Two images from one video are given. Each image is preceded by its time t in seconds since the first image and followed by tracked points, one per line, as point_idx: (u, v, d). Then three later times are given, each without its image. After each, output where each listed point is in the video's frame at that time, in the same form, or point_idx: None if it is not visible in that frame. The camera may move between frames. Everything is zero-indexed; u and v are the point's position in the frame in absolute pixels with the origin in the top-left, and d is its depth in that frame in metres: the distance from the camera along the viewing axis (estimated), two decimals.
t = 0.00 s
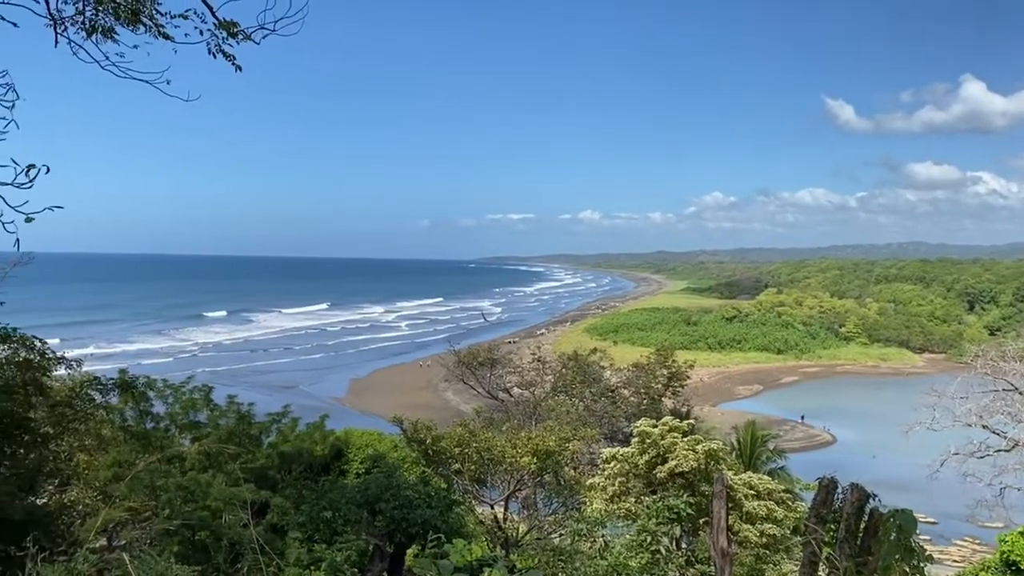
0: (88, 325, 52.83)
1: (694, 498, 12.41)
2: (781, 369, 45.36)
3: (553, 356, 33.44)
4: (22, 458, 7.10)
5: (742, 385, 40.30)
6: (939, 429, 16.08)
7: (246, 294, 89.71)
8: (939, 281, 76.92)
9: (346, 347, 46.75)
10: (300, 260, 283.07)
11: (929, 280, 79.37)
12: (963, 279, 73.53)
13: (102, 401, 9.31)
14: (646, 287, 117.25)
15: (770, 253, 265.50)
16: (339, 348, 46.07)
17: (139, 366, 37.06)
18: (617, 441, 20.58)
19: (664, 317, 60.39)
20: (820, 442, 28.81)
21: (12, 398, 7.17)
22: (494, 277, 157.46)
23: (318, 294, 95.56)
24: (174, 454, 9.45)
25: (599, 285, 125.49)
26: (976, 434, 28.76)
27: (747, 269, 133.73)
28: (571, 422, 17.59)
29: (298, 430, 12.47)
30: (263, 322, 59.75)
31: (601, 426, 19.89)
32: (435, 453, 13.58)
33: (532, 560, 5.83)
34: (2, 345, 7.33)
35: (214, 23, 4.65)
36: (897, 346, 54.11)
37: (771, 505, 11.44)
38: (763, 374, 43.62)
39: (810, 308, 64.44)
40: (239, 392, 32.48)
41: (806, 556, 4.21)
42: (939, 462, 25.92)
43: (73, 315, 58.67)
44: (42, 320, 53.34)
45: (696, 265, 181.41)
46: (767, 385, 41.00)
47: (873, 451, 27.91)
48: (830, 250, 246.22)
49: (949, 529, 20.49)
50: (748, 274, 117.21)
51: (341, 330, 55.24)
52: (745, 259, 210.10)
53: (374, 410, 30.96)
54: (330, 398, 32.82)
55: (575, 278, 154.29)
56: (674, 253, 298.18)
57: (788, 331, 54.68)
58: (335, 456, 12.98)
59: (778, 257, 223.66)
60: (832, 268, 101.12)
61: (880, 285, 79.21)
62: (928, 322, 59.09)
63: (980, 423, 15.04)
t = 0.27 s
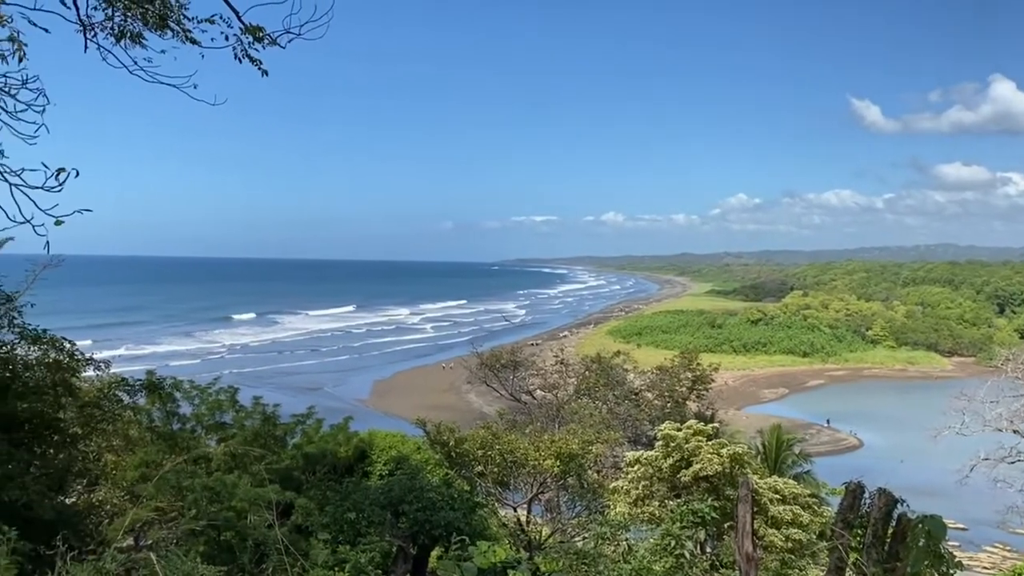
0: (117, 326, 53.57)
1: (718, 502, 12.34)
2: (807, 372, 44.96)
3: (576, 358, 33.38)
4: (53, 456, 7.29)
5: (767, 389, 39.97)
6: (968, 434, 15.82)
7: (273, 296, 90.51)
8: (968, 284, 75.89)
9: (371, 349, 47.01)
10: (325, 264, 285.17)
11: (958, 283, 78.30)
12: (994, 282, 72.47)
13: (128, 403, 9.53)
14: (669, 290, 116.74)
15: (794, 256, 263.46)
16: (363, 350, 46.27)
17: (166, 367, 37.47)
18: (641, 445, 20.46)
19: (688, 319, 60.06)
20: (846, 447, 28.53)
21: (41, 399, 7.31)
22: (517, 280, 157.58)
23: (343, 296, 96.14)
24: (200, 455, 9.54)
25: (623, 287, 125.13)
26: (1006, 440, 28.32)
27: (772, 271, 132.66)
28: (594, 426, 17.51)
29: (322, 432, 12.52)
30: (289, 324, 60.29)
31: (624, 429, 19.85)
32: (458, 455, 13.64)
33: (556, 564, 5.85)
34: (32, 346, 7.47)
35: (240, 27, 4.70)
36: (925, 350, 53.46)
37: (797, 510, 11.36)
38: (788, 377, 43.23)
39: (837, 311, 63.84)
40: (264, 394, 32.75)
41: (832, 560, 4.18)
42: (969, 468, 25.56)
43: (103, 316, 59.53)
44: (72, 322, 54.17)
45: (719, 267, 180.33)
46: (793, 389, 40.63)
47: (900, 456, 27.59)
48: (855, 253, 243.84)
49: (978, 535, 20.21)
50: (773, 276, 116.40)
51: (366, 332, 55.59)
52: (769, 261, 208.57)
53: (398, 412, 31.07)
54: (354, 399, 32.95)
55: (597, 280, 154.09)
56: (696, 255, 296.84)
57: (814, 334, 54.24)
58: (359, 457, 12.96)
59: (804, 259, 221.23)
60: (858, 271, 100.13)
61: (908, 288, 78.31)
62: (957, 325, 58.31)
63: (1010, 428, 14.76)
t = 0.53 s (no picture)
0: (145, 328, 54.28)
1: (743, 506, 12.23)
2: (832, 376, 44.55)
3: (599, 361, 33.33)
4: (80, 456, 7.33)
5: (791, 392, 39.63)
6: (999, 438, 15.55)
7: (298, 298, 91.21)
8: (998, 287, 74.84)
9: (394, 351, 47.28)
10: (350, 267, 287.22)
11: (987, 286, 77.22)
12: None
13: (155, 404, 9.63)
14: (693, 292, 116.01)
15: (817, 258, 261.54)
16: (387, 352, 46.57)
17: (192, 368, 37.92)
18: (664, 448, 20.35)
19: (712, 322, 59.74)
20: (872, 451, 28.24)
21: (70, 399, 7.38)
22: (540, 282, 157.81)
23: (367, 298, 96.70)
24: (225, 456, 9.64)
25: (647, 290, 124.60)
26: None
27: (797, 274, 131.43)
28: (617, 429, 17.46)
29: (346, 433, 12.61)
30: (313, 326, 60.85)
31: (647, 432, 19.80)
32: (480, 457, 13.68)
33: (579, 568, 5.91)
34: (61, 348, 7.59)
35: (265, 33, 4.74)
36: (953, 354, 52.77)
37: (822, 516, 11.27)
38: (813, 380, 42.82)
39: (862, 314, 63.26)
40: (288, 395, 33.00)
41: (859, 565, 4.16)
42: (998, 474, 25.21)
43: (132, 318, 60.35)
44: (102, 323, 54.99)
45: (743, 269, 178.96)
46: (817, 392, 40.27)
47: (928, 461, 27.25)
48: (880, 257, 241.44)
49: (1008, 542, 19.92)
50: (797, 279, 115.52)
51: (390, 334, 55.95)
52: (793, 264, 206.91)
53: (420, 414, 31.18)
54: (377, 401, 33.08)
55: (620, 282, 153.87)
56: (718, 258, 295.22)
57: (839, 337, 53.81)
58: (381, 459, 13.08)
59: (830, 262, 218.84)
60: (884, 273, 99.12)
61: (936, 291, 77.39)
62: (987, 328, 57.50)
63: None
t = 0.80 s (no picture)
0: (173, 331, 54.94)
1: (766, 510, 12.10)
2: (856, 380, 44.09)
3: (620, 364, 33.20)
4: (105, 457, 7.32)
5: (815, 396, 39.25)
6: None
7: (323, 301, 91.87)
8: None
9: (416, 353, 47.46)
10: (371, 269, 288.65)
11: (1015, 290, 76.07)
12: None
13: (180, 405, 9.66)
14: (715, 295, 115.36)
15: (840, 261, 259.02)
16: (409, 354, 46.76)
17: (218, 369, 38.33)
18: (687, 452, 20.25)
19: (735, 325, 59.36)
20: (898, 456, 27.92)
21: (96, 401, 7.45)
22: (562, 285, 157.73)
23: (389, 301, 97.11)
24: (249, 457, 9.73)
25: (672, 293, 123.99)
26: None
27: (821, 277, 130.16)
28: (639, 432, 17.38)
29: (368, 435, 12.68)
30: (337, 328, 61.24)
31: (669, 436, 19.67)
32: (502, 460, 13.70)
33: (601, 571, 5.90)
34: (87, 349, 7.91)
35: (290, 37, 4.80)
36: (981, 358, 52.04)
37: (847, 521, 11.14)
38: (837, 384, 42.43)
39: (888, 317, 62.56)
40: (310, 397, 33.21)
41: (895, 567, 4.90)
42: None
43: (159, 321, 61.14)
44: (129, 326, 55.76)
45: (765, 273, 177.60)
46: (841, 396, 39.85)
47: (956, 467, 26.87)
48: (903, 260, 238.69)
49: None
50: (821, 282, 114.46)
51: (413, 337, 56.18)
52: (816, 267, 205.03)
53: (441, 416, 31.23)
54: (399, 403, 33.20)
55: (641, 285, 153.32)
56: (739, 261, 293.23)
57: (864, 341, 53.30)
58: (403, 461, 13.16)
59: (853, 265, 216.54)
60: (910, 276, 97.95)
61: (963, 294, 76.33)
62: (1015, 332, 56.65)
63: None
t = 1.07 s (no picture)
0: (199, 333, 55.51)
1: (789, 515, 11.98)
2: (881, 384, 43.59)
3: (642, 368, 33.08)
4: (130, 458, 7.40)
5: (838, 400, 38.85)
6: None
7: (346, 303, 92.45)
8: None
9: (438, 356, 47.64)
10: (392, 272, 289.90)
11: None
12: None
13: (204, 407, 9.62)
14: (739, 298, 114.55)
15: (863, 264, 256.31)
16: (431, 357, 46.93)
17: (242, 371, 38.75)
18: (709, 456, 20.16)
19: (758, 329, 58.96)
20: (924, 461, 27.58)
21: (121, 402, 7.52)
22: (585, 288, 157.54)
23: (410, 304, 97.49)
24: (272, 459, 9.83)
25: (694, 296, 123.37)
26: None
27: (845, 279, 128.76)
28: (661, 436, 17.29)
29: (390, 438, 12.77)
30: (359, 330, 61.62)
31: (691, 440, 19.56)
32: (523, 463, 13.72)
33: None
34: (113, 352, 8.02)
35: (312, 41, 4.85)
36: (1008, 362, 51.26)
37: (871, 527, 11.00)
38: (861, 388, 42.00)
39: (913, 321, 61.79)
40: (333, 399, 33.43)
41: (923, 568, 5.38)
42: None
43: (185, 323, 61.88)
44: (156, 328, 56.41)
45: (787, 276, 175.93)
46: (865, 401, 39.42)
47: (984, 472, 26.49)
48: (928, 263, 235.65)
49: None
50: (845, 285, 113.32)
51: (435, 339, 56.38)
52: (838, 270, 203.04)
53: (461, 419, 31.28)
54: (420, 406, 33.26)
55: (664, 288, 152.63)
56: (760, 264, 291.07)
57: (889, 344, 52.74)
58: (424, 464, 13.23)
59: (877, 268, 213.84)
60: (936, 279, 96.70)
61: (991, 298, 75.20)
62: None
63: None
